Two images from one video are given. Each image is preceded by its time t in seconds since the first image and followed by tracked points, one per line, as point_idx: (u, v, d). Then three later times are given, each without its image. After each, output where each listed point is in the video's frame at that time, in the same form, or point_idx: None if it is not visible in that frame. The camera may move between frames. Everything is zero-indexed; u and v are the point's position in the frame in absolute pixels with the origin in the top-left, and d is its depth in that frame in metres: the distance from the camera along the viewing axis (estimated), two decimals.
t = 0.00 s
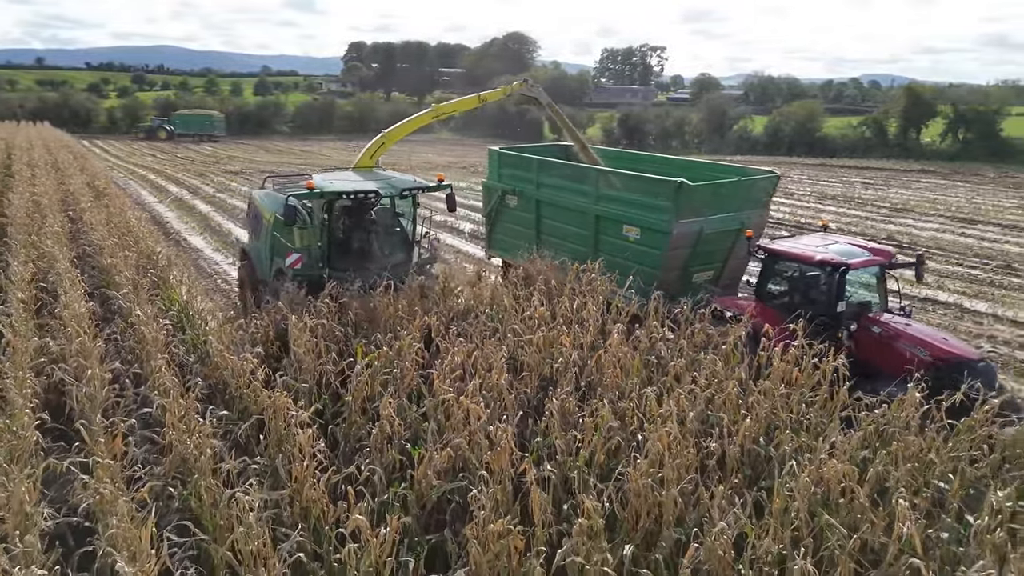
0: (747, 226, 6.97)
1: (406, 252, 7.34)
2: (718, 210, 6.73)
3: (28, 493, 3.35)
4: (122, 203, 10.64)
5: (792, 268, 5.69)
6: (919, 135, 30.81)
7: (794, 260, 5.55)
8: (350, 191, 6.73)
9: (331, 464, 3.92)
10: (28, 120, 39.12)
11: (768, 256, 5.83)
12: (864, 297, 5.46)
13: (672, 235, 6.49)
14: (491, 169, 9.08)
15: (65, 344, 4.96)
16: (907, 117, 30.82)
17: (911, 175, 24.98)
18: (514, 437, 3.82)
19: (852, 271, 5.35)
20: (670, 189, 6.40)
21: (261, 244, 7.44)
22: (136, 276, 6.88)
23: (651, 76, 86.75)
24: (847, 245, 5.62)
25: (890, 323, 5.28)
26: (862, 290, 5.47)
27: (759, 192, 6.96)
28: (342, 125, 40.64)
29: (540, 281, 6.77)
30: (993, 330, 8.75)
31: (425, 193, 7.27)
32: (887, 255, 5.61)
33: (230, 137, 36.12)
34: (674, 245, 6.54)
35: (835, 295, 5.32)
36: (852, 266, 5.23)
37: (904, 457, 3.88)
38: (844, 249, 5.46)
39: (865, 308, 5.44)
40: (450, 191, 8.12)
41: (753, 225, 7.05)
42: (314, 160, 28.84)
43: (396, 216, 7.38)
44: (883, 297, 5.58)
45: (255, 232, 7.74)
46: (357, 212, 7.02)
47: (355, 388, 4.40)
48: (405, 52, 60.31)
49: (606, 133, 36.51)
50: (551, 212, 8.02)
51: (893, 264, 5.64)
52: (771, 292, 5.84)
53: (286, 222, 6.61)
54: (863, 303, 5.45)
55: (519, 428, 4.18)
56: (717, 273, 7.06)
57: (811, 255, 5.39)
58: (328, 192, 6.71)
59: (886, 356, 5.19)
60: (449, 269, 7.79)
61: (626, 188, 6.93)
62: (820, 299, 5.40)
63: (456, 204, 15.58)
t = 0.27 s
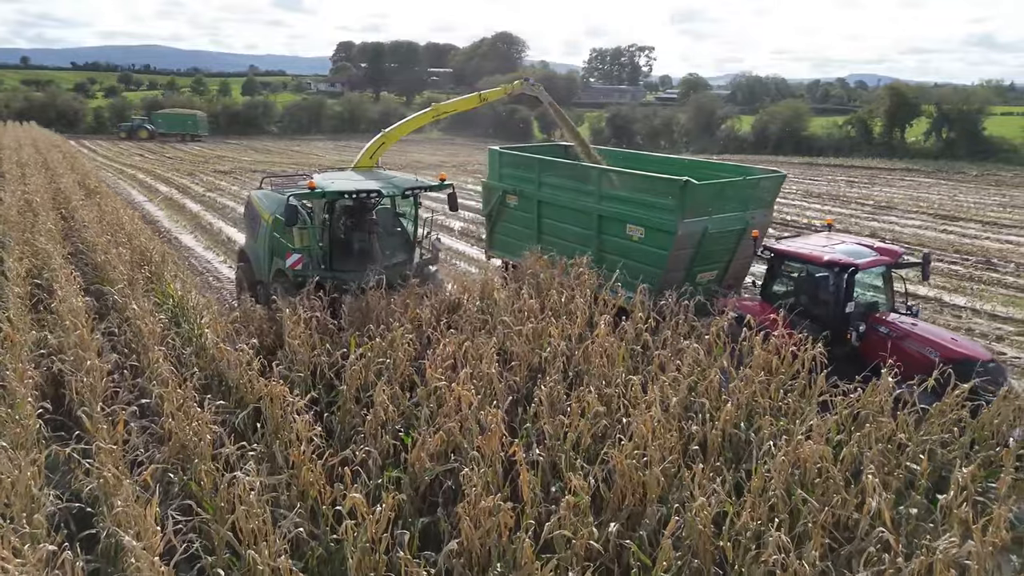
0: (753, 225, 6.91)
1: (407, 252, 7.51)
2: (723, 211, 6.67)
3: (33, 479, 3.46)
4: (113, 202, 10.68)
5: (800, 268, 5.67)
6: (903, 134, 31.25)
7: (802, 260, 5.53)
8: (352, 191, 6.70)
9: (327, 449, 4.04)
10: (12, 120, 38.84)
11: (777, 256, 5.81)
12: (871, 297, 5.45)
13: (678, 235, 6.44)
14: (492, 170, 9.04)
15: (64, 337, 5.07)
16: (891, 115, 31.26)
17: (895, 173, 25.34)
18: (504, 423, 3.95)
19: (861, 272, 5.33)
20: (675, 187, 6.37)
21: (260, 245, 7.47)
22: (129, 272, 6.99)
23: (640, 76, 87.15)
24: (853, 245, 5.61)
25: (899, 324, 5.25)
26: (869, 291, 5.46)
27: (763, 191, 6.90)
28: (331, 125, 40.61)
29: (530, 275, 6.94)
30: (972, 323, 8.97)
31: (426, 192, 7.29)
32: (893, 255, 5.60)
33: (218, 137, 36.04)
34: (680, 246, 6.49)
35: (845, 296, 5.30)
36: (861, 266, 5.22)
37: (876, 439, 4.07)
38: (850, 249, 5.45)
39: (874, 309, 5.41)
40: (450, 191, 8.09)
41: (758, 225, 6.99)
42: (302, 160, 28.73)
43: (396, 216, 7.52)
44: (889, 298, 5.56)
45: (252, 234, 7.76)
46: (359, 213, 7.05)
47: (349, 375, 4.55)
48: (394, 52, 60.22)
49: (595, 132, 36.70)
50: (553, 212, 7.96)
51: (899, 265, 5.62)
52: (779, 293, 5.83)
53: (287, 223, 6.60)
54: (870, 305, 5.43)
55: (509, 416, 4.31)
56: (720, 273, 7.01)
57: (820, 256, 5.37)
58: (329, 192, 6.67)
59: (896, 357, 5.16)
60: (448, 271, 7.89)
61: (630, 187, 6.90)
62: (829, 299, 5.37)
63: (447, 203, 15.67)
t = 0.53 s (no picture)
0: (757, 225, 6.84)
1: (410, 254, 7.22)
2: (728, 210, 6.60)
3: (38, 464, 3.57)
4: (104, 200, 10.72)
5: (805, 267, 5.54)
6: (889, 133, 31.66)
7: (810, 260, 5.38)
8: (356, 192, 6.58)
9: (323, 434, 4.17)
10: None
11: (783, 255, 5.66)
12: (878, 298, 5.36)
13: (683, 235, 6.37)
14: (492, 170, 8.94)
15: (61, 330, 5.14)
16: (877, 114, 31.66)
17: (880, 171, 25.68)
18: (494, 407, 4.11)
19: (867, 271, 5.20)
20: (680, 187, 6.29)
21: (258, 246, 7.39)
22: (124, 267, 7.07)
23: (629, 75, 87.53)
24: (861, 244, 5.51)
25: (907, 323, 5.21)
26: (875, 289, 5.35)
27: (767, 192, 6.85)
28: (320, 125, 40.54)
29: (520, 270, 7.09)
30: (951, 316, 9.19)
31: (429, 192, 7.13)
32: (900, 255, 5.52)
33: (206, 137, 35.92)
34: (685, 246, 6.42)
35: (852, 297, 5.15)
36: (867, 266, 5.09)
37: (851, 421, 4.24)
38: (858, 249, 5.35)
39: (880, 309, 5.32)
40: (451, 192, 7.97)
41: (762, 225, 6.92)
42: (291, 160, 28.62)
43: (399, 216, 7.23)
44: (895, 295, 5.46)
45: (250, 234, 7.71)
46: (362, 213, 6.78)
47: (343, 364, 4.70)
48: (383, 52, 60.14)
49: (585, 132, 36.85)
50: (554, 212, 7.87)
51: (907, 263, 5.55)
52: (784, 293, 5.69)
53: (288, 223, 6.48)
54: (875, 305, 5.32)
55: (499, 403, 4.46)
56: (724, 273, 6.93)
57: (827, 255, 5.23)
58: (333, 192, 6.54)
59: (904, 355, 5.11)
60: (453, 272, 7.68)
61: (633, 186, 6.81)
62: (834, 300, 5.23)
63: (438, 202, 15.73)
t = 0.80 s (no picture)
0: (761, 224, 6.78)
1: (412, 254, 7.25)
2: (732, 210, 6.54)
3: (41, 448, 3.69)
4: (95, 198, 10.75)
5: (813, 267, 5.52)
6: (873, 132, 32.02)
7: (818, 259, 5.37)
8: (358, 191, 6.60)
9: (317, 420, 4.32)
10: None
11: (790, 254, 5.63)
12: (886, 297, 5.35)
13: (688, 235, 6.31)
14: (491, 171, 8.89)
15: (58, 322, 5.25)
16: (861, 113, 32.01)
17: (865, 169, 25.99)
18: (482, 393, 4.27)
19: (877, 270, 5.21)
20: (683, 187, 6.22)
21: (257, 247, 7.32)
22: (119, 263, 7.17)
23: (617, 75, 87.80)
24: (869, 243, 5.47)
25: (917, 322, 5.19)
26: (884, 288, 5.35)
27: (771, 190, 6.80)
28: (309, 125, 40.48)
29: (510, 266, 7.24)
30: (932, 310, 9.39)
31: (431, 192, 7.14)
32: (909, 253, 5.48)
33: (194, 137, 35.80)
34: (689, 246, 6.38)
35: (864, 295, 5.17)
36: (879, 264, 5.11)
37: (827, 404, 4.41)
38: (866, 248, 5.31)
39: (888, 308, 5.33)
40: (454, 191, 8.01)
41: (766, 224, 6.86)
42: (280, 160, 28.50)
43: (400, 216, 7.23)
44: (903, 295, 5.46)
45: (248, 235, 7.69)
46: (363, 215, 6.85)
47: (337, 355, 4.84)
48: (372, 51, 60.03)
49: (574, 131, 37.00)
50: (556, 212, 7.83)
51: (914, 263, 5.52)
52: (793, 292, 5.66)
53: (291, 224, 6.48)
54: (885, 304, 5.32)
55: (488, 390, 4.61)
56: (727, 272, 6.89)
57: (837, 254, 5.21)
58: (335, 193, 6.58)
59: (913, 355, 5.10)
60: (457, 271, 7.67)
61: (636, 185, 6.75)
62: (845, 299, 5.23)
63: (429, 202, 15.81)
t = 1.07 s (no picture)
0: (765, 223, 6.91)
1: (414, 255, 7.22)
2: (737, 209, 6.67)
3: (44, 434, 3.81)
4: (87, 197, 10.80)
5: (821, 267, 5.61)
6: (858, 131, 32.40)
7: (825, 260, 5.48)
8: (361, 191, 6.53)
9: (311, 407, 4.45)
10: None
11: (797, 255, 5.69)
12: (895, 297, 5.41)
13: (693, 235, 6.42)
14: (491, 170, 8.99)
15: (56, 316, 5.35)
16: (846, 113, 32.38)
17: (850, 168, 26.31)
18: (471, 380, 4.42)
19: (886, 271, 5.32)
20: (690, 186, 6.33)
21: (256, 249, 7.35)
22: (112, 259, 7.26)
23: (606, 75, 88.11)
24: (876, 244, 5.58)
25: (925, 323, 5.28)
26: (894, 289, 5.41)
27: (775, 190, 6.92)
28: (298, 125, 40.42)
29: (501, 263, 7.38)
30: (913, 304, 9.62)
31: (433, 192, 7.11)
32: (914, 254, 5.61)
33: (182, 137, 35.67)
34: (694, 245, 6.47)
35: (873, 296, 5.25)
36: (887, 265, 5.22)
37: (803, 389, 4.59)
38: (873, 248, 5.43)
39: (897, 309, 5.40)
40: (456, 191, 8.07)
41: (770, 224, 6.99)
42: (269, 160, 28.43)
43: (401, 217, 7.25)
44: (910, 297, 5.54)
45: (245, 236, 7.75)
46: (363, 215, 6.82)
47: (330, 345, 4.97)
48: (361, 51, 59.94)
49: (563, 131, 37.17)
50: (557, 211, 7.93)
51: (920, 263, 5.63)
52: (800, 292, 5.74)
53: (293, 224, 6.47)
54: (894, 304, 5.39)
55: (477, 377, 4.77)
56: (731, 272, 7.03)
57: (845, 254, 5.32)
58: (337, 192, 6.50)
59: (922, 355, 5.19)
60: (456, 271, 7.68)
61: (640, 185, 6.85)
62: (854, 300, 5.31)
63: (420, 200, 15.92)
